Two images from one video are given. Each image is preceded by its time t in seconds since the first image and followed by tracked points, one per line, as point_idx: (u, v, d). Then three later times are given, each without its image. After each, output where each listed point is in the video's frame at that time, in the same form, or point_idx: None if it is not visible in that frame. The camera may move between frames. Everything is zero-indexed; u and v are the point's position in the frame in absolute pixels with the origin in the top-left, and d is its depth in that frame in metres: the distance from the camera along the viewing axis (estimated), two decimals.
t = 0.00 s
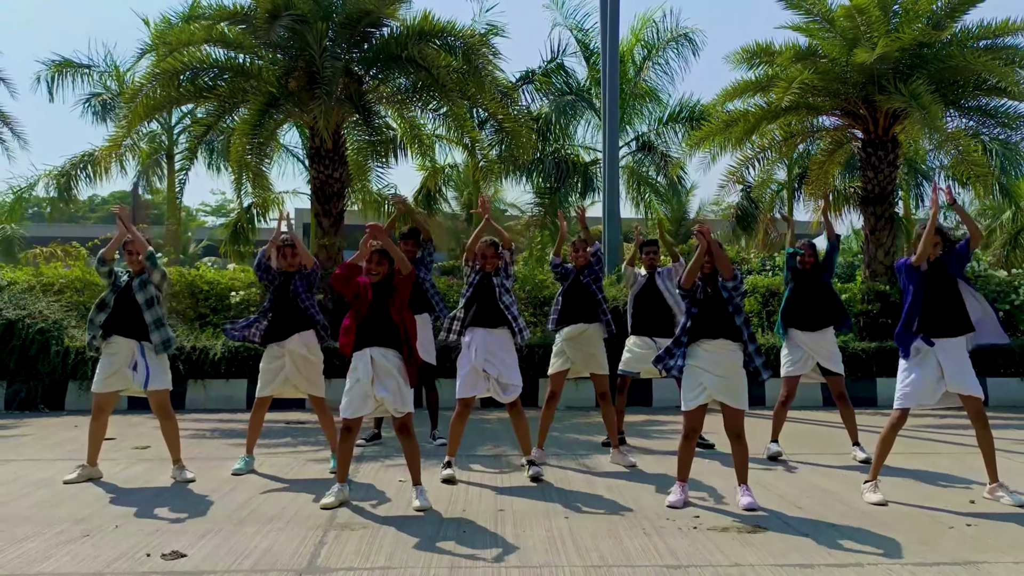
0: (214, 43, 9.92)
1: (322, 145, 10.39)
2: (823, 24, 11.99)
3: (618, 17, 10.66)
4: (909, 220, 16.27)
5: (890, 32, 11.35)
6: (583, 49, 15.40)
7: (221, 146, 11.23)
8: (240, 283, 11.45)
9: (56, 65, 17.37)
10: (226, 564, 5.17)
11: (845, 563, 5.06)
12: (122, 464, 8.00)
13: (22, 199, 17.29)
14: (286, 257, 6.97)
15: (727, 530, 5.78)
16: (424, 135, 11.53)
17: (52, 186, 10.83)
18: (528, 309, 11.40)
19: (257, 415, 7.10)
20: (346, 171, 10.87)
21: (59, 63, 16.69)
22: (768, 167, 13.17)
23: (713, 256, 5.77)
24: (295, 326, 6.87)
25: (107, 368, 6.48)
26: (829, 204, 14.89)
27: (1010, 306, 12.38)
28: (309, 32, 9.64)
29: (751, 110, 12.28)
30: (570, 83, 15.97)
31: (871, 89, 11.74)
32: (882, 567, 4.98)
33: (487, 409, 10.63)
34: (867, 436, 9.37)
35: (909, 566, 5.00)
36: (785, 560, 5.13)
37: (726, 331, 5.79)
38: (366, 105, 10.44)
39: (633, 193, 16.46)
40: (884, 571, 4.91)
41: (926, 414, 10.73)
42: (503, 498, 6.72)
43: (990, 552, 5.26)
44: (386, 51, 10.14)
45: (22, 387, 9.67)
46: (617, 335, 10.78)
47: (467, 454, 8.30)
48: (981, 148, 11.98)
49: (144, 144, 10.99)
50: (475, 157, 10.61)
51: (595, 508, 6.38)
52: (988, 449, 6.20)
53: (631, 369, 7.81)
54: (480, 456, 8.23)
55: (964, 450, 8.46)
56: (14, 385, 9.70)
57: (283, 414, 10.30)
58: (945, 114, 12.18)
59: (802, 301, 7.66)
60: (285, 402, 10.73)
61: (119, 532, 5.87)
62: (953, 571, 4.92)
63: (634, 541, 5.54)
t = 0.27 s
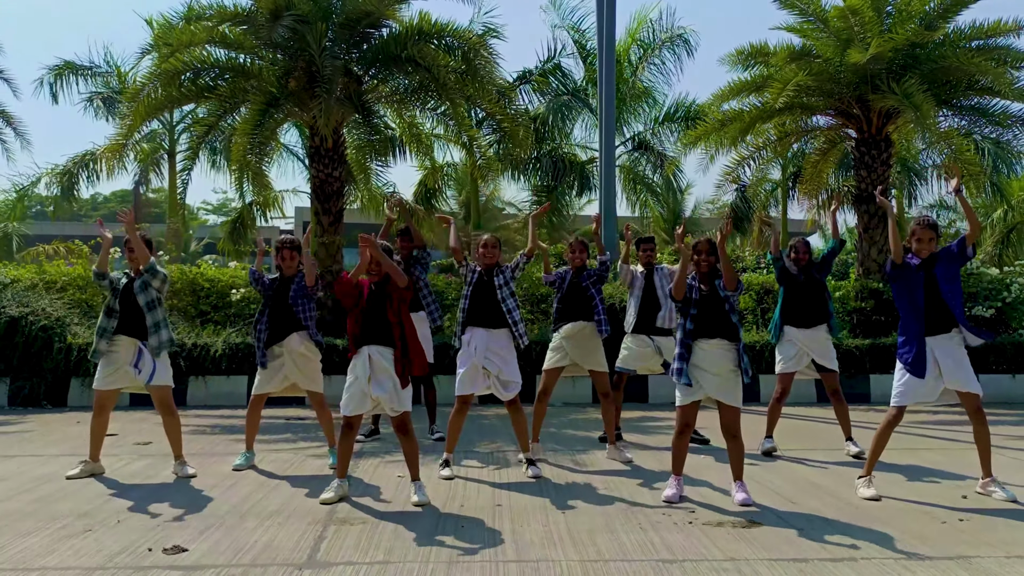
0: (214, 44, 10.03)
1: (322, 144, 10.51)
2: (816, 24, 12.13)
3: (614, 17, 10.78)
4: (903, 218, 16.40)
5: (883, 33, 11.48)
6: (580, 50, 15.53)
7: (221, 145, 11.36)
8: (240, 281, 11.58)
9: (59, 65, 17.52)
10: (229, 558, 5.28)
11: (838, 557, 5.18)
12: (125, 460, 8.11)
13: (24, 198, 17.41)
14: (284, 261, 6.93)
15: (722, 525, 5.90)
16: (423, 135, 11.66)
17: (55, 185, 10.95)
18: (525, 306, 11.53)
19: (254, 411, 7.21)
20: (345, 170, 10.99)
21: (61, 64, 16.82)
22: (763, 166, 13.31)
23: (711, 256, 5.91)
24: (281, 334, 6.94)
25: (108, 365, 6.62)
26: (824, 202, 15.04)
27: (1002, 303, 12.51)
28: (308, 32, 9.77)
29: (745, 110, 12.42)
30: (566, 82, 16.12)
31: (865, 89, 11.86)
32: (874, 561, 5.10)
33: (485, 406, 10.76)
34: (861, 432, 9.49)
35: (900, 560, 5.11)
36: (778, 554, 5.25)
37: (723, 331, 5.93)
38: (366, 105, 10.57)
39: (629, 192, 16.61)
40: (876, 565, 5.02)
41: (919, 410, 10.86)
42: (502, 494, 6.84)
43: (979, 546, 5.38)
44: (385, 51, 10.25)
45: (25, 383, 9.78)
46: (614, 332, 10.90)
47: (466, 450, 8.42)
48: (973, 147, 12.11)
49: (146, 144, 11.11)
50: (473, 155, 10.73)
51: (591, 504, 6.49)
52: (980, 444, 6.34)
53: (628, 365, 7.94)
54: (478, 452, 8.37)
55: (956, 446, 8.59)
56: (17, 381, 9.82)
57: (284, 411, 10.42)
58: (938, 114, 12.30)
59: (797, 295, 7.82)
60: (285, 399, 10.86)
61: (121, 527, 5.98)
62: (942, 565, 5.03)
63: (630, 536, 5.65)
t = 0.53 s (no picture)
0: (216, 45, 10.15)
1: (322, 144, 10.63)
2: (810, 25, 12.28)
3: (611, 19, 10.91)
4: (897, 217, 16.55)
5: (876, 34, 11.63)
6: (577, 50, 15.66)
7: (223, 145, 11.48)
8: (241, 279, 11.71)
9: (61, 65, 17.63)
10: (232, 553, 5.40)
11: (831, 553, 5.30)
12: (127, 456, 8.23)
13: (26, 198, 17.53)
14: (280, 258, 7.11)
15: (717, 521, 6.03)
16: (421, 135, 11.78)
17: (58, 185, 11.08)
18: (523, 304, 11.67)
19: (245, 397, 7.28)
20: (345, 169, 11.11)
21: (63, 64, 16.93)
22: (757, 166, 13.45)
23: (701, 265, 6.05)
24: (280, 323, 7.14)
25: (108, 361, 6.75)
26: (818, 201, 15.19)
27: (994, 301, 12.66)
28: (309, 33, 9.90)
29: (740, 110, 12.56)
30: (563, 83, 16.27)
31: (858, 90, 12.00)
32: (865, 556, 5.22)
33: (483, 402, 10.90)
34: (854, 428, 9.63)
35: (890, 555, 5.24)
36: (772, 548, 5.38)
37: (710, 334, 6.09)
38: (366, 105, 10.70)
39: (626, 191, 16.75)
40: (867, 559, 5.16)
41: (912, 407, 11.00)
42: (500, 489, 6.97)
43: (967, 540, 5.51)
44: (385, 52, 10.36)
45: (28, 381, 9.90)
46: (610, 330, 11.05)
47: (463, 446, 8.53)
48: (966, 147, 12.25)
49: (147, 144, 11.24)
50: (472, 155, 10.87)
51: (588, 500, 6.62)
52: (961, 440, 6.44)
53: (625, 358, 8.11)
54: (476, 448, 8.50)
55: (947, 443, 8.73)
56: (20, 378, 9.94)
57: (284, 408, 10.55)
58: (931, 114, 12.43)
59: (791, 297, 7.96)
60: (285, 396, 10.99)
61: (125, 522, 6.10)
62: (932, 559, 5.16)
63: (626, 531, 5.79)
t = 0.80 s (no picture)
0: (214, 43, 10.16)
1: (321, 143, 10.63)
2: (808, 24, 12.29)
3: (610, 17, 10.92)
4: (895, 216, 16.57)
5: (875, 32, 11.64)
6: (576, 49, 15.67)
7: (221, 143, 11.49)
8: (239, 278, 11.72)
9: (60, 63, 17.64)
10: (230, 551, 5.41)
11: (830, 551, 5.30)
12: (125, 454, 8.24)
13: (26, 195, 17.55)
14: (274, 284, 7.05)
15: (715, 519, 6.03)
16: (419, 133, 11.79)
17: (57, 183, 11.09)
18: (520, 303, 11.68)
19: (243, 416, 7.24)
20: (344, 167, 11.12)
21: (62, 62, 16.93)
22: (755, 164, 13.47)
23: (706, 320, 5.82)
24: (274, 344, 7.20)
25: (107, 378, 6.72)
26: (816, 200, 15.21)
27: (992, 299, 12.67)
28: (307, 32, 9.91)
29: (738, 109, 12.56)
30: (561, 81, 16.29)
31: (856, 88, 12.00)
32: (864, 554, 5.23)
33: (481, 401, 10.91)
34: (853, 427, 9.64)
35: (889, 553, 5.24)
36: (770, 547, 5.39)
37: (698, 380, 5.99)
38: (364, 103, 10.71)
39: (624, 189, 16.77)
40: (866, 557, 5.16)
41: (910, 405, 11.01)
42: (498, 487, 6.98)
43: (966, 539, 5.52)
44: (383, 50, 10.36)
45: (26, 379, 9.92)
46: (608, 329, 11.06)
47: (461, 444, 8.54)
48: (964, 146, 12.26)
49: (146, 142, 11.24)
50: (470, 153, 10.88)
51: (586, 498, 6.63)
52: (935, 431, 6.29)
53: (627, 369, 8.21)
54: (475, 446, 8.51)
55: (945, 441, 8.74)
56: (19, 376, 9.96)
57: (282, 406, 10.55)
58: (929, 113, 12.43)
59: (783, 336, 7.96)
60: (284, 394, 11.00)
61: (123, 520, 6.11)
62: (931, 557, 5.16)
63: (624, 530, 5.79)
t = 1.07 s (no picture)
0: (212, 43, 10.15)
1: (319, 142, 10.63)
2: (806, 23, 12.29)
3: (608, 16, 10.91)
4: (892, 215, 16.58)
5: (873, 32, 11.64)
6: (574, 48, 15.67)
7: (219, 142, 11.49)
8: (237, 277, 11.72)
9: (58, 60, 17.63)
10: (228, 550, 5.41)
11: (828, 550, 5.30)
12: (123, 453, 8.24)
13: (25, 193, 17.55)
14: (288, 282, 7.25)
15: (713, 518, 6.02)
16: (417, 132, 11.80)
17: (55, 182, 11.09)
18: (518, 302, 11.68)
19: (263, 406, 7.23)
20: (342, 167, 11.12)
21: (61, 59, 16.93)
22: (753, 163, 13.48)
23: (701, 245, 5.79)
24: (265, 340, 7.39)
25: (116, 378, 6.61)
26: (814, 199, 15.22)
27: (990, 298, 12.67)
28: (305, 31, 9.92)
29: (736, 108, 12.56)
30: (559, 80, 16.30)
31: (854, 87, 11.99)
32: (863, 554, 5.22)
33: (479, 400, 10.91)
34: (851, 426, 9.63)
35: (887, 552, 5.23)
36: (768, 546, 5.38)
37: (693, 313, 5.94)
38: (363, 103, 10.72)
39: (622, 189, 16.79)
40: (864, 557, 5.16)
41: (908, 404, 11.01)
42: (496, 487, 6.97)
43: (964, 538, 5.51)
44: (381, 49, 10.36)
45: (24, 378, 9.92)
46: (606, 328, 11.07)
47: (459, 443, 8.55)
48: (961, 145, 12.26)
49: (144, 140, 11.24)
50: (467, 153, 10.88)
51: (584, 497, 6.62)
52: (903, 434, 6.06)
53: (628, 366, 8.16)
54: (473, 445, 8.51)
55: (943, 441, 8.74)
56: (17, 375, 9.96)
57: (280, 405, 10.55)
58: (927, 112, 12.43)
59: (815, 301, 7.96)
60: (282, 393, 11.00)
61: (121, 519, 6.10)
62: (929, 557, 5.16)
63: (623, 529, 5.78)
